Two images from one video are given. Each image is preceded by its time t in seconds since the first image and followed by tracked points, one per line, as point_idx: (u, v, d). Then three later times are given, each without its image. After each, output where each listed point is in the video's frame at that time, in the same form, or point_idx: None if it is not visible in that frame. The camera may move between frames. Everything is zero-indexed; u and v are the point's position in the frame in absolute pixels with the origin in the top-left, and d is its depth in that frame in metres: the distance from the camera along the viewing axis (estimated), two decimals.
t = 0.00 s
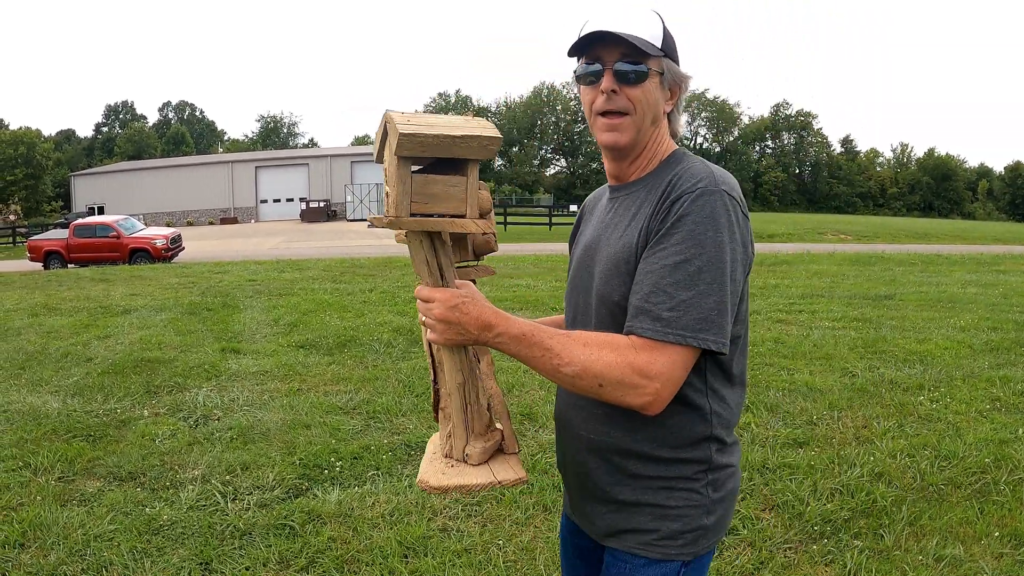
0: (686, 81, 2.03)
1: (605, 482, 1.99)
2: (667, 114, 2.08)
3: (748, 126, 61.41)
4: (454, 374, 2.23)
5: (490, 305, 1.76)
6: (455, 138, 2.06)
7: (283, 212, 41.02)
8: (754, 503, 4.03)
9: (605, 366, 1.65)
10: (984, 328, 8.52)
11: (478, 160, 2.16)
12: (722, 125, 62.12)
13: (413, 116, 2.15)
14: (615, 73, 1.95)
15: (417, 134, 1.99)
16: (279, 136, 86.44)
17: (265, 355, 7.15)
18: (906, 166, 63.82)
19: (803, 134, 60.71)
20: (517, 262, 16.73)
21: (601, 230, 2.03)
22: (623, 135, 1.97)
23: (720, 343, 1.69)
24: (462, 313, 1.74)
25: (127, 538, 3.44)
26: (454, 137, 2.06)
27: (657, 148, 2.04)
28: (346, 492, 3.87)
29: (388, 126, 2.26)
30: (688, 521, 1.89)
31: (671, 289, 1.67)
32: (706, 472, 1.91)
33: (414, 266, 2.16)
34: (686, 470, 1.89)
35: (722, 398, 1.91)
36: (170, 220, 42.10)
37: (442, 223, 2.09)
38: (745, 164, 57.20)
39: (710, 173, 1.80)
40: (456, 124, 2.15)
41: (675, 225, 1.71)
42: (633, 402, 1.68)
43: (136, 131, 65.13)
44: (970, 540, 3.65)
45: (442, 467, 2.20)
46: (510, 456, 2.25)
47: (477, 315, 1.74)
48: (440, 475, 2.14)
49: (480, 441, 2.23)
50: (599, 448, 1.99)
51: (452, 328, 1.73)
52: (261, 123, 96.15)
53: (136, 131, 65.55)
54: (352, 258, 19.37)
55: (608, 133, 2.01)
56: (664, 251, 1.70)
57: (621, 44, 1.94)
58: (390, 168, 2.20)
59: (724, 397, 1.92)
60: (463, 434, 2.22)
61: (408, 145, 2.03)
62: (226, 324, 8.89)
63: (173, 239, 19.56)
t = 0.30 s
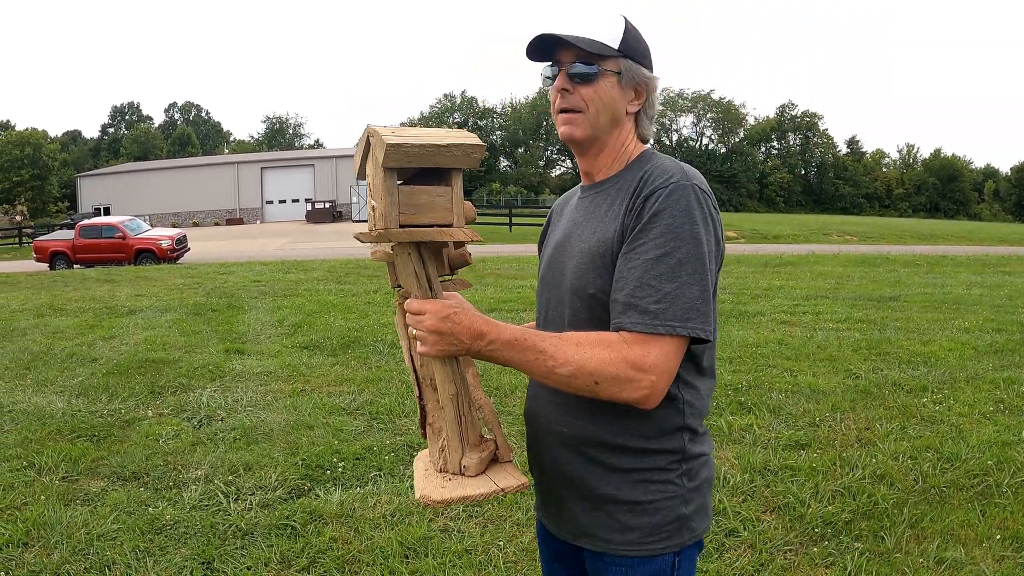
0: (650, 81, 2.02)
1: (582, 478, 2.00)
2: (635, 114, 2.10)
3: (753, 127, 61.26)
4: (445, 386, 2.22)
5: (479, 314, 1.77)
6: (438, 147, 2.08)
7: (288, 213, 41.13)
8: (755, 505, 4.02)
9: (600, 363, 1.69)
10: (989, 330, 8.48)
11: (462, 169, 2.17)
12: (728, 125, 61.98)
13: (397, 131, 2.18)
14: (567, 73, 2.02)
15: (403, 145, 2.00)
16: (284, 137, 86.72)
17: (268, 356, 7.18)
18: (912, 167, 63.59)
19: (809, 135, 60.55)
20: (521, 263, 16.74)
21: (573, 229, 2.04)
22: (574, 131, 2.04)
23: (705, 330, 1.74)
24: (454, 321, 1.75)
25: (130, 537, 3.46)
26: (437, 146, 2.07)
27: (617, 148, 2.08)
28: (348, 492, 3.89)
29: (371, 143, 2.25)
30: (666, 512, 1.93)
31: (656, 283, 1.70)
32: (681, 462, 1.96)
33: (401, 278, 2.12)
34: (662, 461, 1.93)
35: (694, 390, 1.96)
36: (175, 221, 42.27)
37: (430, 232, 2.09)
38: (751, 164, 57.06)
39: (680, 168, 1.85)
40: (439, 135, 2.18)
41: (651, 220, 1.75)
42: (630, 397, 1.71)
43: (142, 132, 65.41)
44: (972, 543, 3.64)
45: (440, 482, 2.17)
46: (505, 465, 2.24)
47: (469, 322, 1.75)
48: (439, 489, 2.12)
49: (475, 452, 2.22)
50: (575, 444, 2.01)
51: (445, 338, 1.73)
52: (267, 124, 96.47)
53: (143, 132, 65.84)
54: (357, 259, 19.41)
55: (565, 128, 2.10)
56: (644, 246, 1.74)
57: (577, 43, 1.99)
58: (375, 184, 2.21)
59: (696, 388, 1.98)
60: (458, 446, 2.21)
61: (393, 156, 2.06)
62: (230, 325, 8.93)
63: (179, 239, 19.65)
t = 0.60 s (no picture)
0: (635, 80, 2.02)
1: (584, 485, 2.00)
2: (620, 111, 2.09)
3: (756, 127, 61.17)
4: (469, 412, 2.02)
5: (507, 337, 1.78)
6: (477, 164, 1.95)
7: (291, 214, 41.19)
8: (755, 507, 4.01)
9: (641, 375, 1.72)
10: (991, 331, 8.45)
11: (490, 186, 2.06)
12: (731, 126, 61.93)
13: (425, 143, 2.00)
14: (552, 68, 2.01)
15: (447, 160, 1.87)
16: (287, 138, 86.86)
17: (269, 356, 7.19)
18: (915, 168, 63.43)
19: (812, 135, 60.44)
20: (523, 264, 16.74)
21: (568, 234, 2.03)
22: (559, 127, 2.03)
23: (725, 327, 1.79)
24: (485, 347, 1.77)
25: (130, 537, 3.46)
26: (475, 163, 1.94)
27: (602, 146, 2.08)
28: (348, 493, 3.89)
29: (387, 159, 2.06)
30: (671, 513, 1.93)
31: (679, 289, 1.73)
32: (684, 463, 1.97)
33: (426, 305, 1.95)
34: (666, 463, 1.94)
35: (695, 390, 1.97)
36: (178, 221, 42.38)
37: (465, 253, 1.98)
38: (754, 165, 57.00)
39: (680, 170, 1.87)
40: (466, 149, 2.04)
41: (663, 225, 1.76)
42: (672, 404, 1.76)
43: (145, 132, 65.54)
44: (972, 545, 3.63)
45: (469, 515, 1.97)
46: (532, 488, 2.07)
47: (500, 347, 1.76)
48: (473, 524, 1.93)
49: (501, 477, 2.04)
50: (576, 451, 2.00)
51: (479, 364, 1.75)
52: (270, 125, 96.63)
53: (146, 133, 66.00)
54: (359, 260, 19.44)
55: (549, 125, 2.08)
56: (659, 253, 1.75)
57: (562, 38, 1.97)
58: (397, 201, 2.02)
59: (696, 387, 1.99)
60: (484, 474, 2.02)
61: (433, 172, 1.89)
62: (232, 326, 8.95)
63: (181, 240, 19.69)
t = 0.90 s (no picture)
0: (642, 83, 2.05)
1: (588, 489, 2.00)
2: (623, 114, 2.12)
3: (759, 127, 61.16)
4: (510, 428, 1.87)
5: (552, 351, 1.75)
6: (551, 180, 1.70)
7: (294, 214, 41.25)
8: (754, 507, 4.03)
9: (687, 382, 1.78)
10: (991, 332, 8.45)
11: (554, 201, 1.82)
12: (733, 127, 61.91)
13: (491, 153, 1.73)
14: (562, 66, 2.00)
15: (524, 176, 1.60)
16: (290, 139, 87.01)
17: (271, 356, 7.23)
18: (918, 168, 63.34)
19: (814, 136, 60.39)
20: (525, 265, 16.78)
21: (571, 240, 2.02)
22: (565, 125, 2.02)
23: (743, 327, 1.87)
24: (537, 365, 1.71)
25: (131, 536, 3.49)
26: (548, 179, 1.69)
27: (606, 146, 2.09)
28: (348, 492, 3.91)
29: (442, 170, 1.78)
30: (676, 515, 1.95)
31: (709, 296, 1.78)
32: (689, 463, 1.99)
33: (476, 326, 1.76)
34: (672, 464, 1.96)
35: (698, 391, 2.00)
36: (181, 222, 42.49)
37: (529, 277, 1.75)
38: (756, 166, 57.00)
39: (689, 175, 1.91)
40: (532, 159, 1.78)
41: (686, 234, 1.80)
42: (709, 407, 1.83)
43: (148, 133, 65.70)
44: (970, 546, 3.64)
45: (512, 535, 1.85)
46: (563, 498, 2.00)
47: (549, 365, 1.72)
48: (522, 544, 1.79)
49: (535, 491, 1.95)
50: (581, 456, 2.00)
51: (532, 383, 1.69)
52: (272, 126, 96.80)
53: (148, 133, 66.15)
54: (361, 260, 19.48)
55: (554, 122, 2.07)
56: (685, 261, 1.79)
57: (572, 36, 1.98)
58: (455, 217, 1.76)
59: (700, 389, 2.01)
60: (523, 491, 1.90)
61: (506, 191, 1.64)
62: (234, 326, 8.98)
63: (183, 240, 19.75)
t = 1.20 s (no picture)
0: (648, 88, 2.13)
1: (592, 489, 2.00)
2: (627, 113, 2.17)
3: (762, 128, 61.09)
4: (531, 439, 1.81)
5: (578, 356, 1.73)
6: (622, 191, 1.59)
7: (296, 213, 41.30)
8: (751, 506, 4.04)
9: (703, 381, 1.82)
10: (992, 333, 8.45)
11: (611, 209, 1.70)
12: (736, 127, 61.86)
13: (565, 153, 1.61)
14: (580, 60, 2.01)
15: (605, 185, 1.49)
16: (293, 139, 87.22)
17: (272, 355, 7.26)
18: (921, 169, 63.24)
19: (817, 137, 60.32)
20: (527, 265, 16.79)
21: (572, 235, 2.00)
22: (580, 120, 2.03)
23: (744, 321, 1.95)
24: (568, 373, 1.67)
25: (130, 532, 3.51)
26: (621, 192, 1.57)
27: (613, 144, 2.12)
28: (347, 490, 3.93)
29: (506, 166, 1.65)
30: (680, 511, 1.98)
31: (720, 294, 1.84)
32: (692, 460, 2.02)
33: (510, 331, 1.68)
34: (676, 461, 1.99)
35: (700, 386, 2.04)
36: (183, 221, 42.57)
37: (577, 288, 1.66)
38: (759, 166, 56.96)
39: (695, 174, 1.95)
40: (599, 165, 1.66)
41: (697, 233, 1.84)
42: (723, 401, 1.88)
43: (152, 131, 65.84)
44: (967, 546, 3.64)
45: (524, 545, 1.81)
46: (568, 507, 1.99)
47: (575, 370, 1.69)
48: (538, 555, 1.75)
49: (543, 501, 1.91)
50: (586, 456, 1.99)
51: (562, 389, 1.66)
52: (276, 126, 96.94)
53: (152, 133, 66.32)
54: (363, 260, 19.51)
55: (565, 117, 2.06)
56: (698, 262, 1.83)
57: (591, 34, 2.00)
58: (513, 216, 1.63)
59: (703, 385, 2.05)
60: (534, 502, 1.87)
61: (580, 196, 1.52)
62: (236, 324, 9.02)
63: (186, 239, 19.82)
